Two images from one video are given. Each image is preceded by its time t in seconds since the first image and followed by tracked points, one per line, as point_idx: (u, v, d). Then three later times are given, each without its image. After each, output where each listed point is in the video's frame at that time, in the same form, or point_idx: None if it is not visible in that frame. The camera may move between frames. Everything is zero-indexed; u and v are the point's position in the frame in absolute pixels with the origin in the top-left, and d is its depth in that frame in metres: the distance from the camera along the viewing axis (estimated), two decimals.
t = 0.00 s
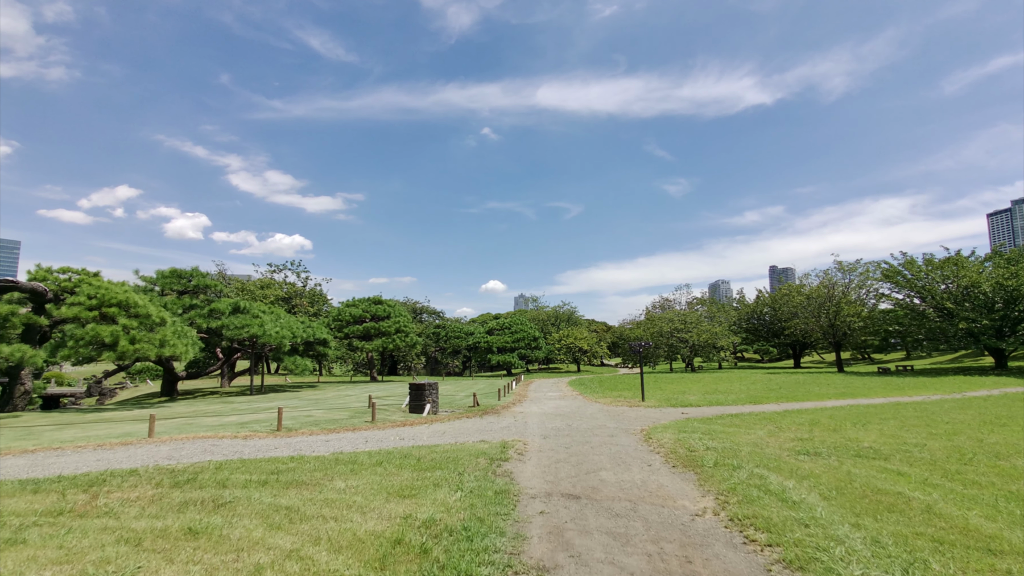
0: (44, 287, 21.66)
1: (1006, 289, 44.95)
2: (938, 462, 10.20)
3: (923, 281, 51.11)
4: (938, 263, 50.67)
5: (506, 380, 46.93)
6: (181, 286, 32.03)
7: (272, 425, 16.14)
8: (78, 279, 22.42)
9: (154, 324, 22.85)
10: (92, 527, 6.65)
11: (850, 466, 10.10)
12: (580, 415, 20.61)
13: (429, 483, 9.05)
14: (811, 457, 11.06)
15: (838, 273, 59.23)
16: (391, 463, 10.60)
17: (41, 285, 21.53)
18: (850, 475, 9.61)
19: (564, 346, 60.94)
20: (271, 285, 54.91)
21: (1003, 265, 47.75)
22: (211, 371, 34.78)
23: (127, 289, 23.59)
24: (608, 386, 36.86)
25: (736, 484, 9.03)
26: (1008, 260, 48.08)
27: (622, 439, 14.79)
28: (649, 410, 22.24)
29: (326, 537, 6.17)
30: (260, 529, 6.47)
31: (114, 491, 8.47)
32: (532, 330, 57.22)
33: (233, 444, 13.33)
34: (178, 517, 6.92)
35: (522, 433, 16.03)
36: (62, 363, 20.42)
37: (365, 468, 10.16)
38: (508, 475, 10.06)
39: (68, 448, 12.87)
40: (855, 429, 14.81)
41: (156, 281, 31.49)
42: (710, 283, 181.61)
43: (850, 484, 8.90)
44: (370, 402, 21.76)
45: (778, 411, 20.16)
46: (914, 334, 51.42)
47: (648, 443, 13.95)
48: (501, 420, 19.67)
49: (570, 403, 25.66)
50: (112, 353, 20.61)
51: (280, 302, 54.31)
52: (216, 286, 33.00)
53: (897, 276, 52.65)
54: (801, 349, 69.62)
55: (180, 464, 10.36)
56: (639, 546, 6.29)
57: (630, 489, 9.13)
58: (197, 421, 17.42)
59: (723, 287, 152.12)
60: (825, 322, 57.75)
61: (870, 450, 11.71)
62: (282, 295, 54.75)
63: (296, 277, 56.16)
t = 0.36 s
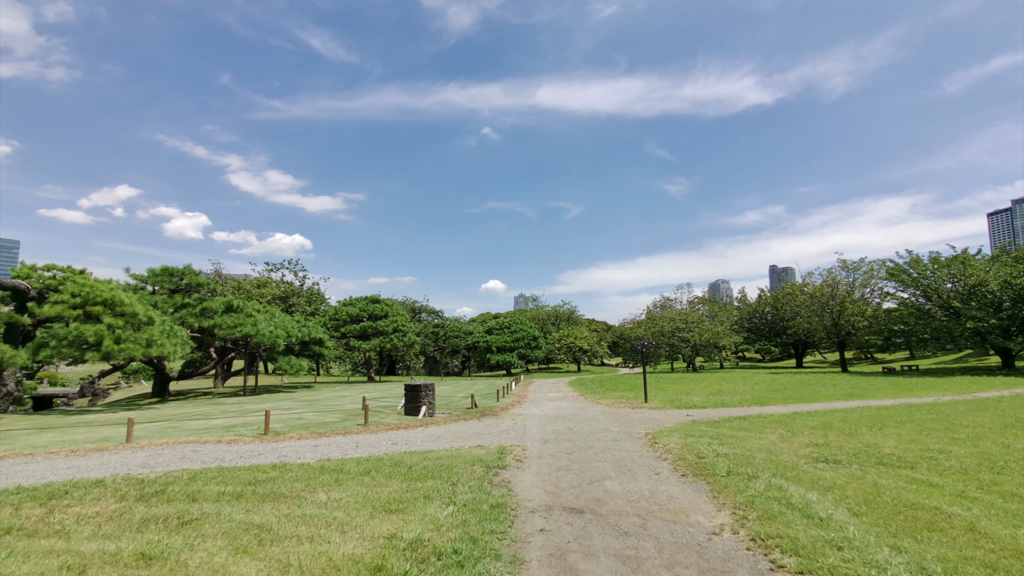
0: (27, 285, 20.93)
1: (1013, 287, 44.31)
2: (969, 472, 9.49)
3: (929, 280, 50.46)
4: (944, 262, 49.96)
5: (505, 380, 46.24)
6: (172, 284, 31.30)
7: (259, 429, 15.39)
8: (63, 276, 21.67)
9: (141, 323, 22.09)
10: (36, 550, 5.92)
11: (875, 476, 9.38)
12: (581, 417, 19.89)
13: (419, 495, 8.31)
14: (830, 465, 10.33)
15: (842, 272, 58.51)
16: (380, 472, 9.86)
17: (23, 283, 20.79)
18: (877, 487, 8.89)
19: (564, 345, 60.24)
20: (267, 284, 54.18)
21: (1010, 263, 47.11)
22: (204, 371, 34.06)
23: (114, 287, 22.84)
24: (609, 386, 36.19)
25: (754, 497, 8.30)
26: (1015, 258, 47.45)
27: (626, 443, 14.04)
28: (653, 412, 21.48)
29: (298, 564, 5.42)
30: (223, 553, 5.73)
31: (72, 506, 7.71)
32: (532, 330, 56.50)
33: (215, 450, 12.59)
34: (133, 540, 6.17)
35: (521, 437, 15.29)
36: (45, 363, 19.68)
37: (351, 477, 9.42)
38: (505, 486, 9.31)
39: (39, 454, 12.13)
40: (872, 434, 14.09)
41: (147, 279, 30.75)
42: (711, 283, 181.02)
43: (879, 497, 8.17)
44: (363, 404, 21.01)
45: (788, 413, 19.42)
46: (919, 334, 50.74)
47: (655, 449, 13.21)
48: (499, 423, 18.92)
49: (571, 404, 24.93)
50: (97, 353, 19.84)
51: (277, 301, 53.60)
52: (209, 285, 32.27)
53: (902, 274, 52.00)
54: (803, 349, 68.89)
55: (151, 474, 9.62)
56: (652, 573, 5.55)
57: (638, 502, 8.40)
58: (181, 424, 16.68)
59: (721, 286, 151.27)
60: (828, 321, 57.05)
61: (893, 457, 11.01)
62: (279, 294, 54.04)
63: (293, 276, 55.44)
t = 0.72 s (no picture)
0: (16, 284, 20.38)
1: None
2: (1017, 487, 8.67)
3: (943, 278, 49.32)
4: (958, 260, 48.79)
5: (509, 381, 45.47)
6: (169, 283, 30.74)
7: (249, 433, 14.70)
8: (53, 274, 21.12)
9: (133, 322, 21.48)
10: None
11: (912, 491, 8.54)
12: (586, 420, 19.09)
13: (409, 511, 7.56)
14: (861, 476, 9.48)
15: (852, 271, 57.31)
16: (370, 482, 9.12)
17: (12, 281, 20.24)
18: (916, 503, 8.04)
19: (569, 345, 59.42)
20: (269, 283, 53.75)
21: None
22: (203, 372, 33.53)
23: (106, 284, 22.26)
24: (615, 387, 35.39)
25: (781, 513, 7.47)
26: None
27: (635, 449, 13.25)
28: (661, 415, 20.64)
29: None
30: None
31: (27, 522, 7.03)
32: (536, 330, 55.71)
33: (199, 455, 11.91)
34: (79, 566, 5.45)
35: (523, 442, 14.52)
36: (33, 364, 19.11)
37: (338, 488, 8.69)
38: (505, 498, 8.54)
39: (14, 460, 11.49)
40: (899, 440, 13.21)
41: (143, 278, 30.19)
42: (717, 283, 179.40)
43: (923, 517, 7.34)
44: (361, 406, 20.30)
45: (804, 416, 18.55)
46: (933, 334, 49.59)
47: (665, 456, 12.38)
48: (501, 426, 18.15)
49: (576, 406, 24.16)
50: (86, 353, 19.24)
51: (279, 300, 53.14)
52: (207, 283, 31.69)
53: (915, 272, 50.88)
54: (812, 348, 67.68)
55: (123, 485, 8.92)
56: None
57: (651, 519, 7.59)
58: (169, 428, 16.02)
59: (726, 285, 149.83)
60: (839, 321, 55.89)
61: (927, 467, 10.16)
62: (281, 294, 53.57)
63: (295, 275, 54.92)
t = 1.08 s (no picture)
0: (17, 283, 20.12)
1: None
2: None
3: (963, 275, 47.93)
4: (979, 256, 47.34)
5: (517, 381, 44.82)
6: (174, 282, 30.46)
7: (248, 434, 14.21)
8: (54, 273, 20.85)
9: (135, 321, 21.15)
10: None
11: (962, 501, 7.77)
12: (597, 422, 18.37)
13: (409, 521, 6.93)
14: (901, 484, 8.70)
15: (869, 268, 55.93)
16: (368, 488, 8.51)
17: (13, 279, 19.99)
18: (969, 515, 7.24)
19: (577, 345, 58.64)
20: (276, 283, 53.64)
21: None
22: (209, 371, 33.29)
23: (107, 283, 21.95)
24: (626, 387, 34.60)
25: (819, 526, 6.74)
26: None
27: (650, 453, 12.53)
28: (675, 416, 19.87)
29: None
30: None
31: None
32: (544, 329, 55.02)
33: (194, 458, 11.44)
34: None
35: (533, 444, 13.85)
36: (33, 363, 18.83)
37: (334, 495, 8.10)
38: (513, 508, 7.89)
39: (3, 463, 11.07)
40: (933, 444, 12.37)
41: (148, 276, 29.97)
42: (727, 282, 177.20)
43: (979, 532, 6.58)
44: (365, 407, 19.77)
45: (826, 418, 17.71)
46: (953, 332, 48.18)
47: (683, 460, 11.66)
48: (509, 427, 17.51)
49: (586, 407, 23.45)
50: (86, 352, 18.94)
51: (286, 300, 52.99)
52: (212, 282, 31.40)
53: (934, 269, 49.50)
54: (827, 348, 66.25)
55: (107, 491, 8.42)
56: None
57: (674, 532, 6.90)
58: (166, 429, 15.59)
59: (737, 285, 147.66)
60: (855, 320, 54.55)
61: (972, 475, 9.33)
62: (288, 293, 53.40)
63: (302, 275, 54.74)
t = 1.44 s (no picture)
0: None
1: None
2: None
3: (971, 273, 47.18)
4: (987, 255, 46.62)
5: (518, 382, 44.07)
6: (165, 281, 29.74)
7: (233, 440, 13.50)
8: (38, 270, 20.18)
9: (122, 321, 20.46)
10: None
11: (1007, 519, 7.02)
12: (600, 425, 17.62)
13: (393, 543, 6.21)
14: (936, 500, 7.96)
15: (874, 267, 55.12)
16: (352, 503, 7.77)
17: None
18: (1017, 536, 6.52)
19: (578, 345, 57.90)
20: (274, 282, 52.96)
21: None
22: (203, 372, 32.62)
23: (94, 281, 21.26)
24: (628, 388, 33.87)
25: (854, 551, 5.99)
26: None
27: (657, 460, 11.77)
28: (681, 419, 19.15)
29: None
30: None
31: None
32: (545, 329, 54.28)
33: (171, 467, 10.72)
34: None
35: (532, 450, 13.12)
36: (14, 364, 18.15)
37: (313, 511, 7.37)
38: (510, 526, 7.16)
39: None
40: (958, 452, 11.63)
41: (139, 275, 29.28)
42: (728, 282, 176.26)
43: None
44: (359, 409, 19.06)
45: (840, 422, 17.00)
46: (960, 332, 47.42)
47: (693, 468, 10.92)
48: (508, 431, 16.76)
49: (588, 409, 22.71)
50: (68, 353, 18.24)
51: (284, 300, 52.34)
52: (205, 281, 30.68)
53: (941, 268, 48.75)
54: (830, 348, 65.42)
55: (67, 507, 7.71)
56: None
57: (690, 556, 6.16)
58: (149, 434, 14.90)
59: (737, 284, 146.24)
60: (860, 319, 53.74)
61: (1010, 487, 8.63)
62: (285, 293, 52.73)
63: (300, 274, 54.07)
